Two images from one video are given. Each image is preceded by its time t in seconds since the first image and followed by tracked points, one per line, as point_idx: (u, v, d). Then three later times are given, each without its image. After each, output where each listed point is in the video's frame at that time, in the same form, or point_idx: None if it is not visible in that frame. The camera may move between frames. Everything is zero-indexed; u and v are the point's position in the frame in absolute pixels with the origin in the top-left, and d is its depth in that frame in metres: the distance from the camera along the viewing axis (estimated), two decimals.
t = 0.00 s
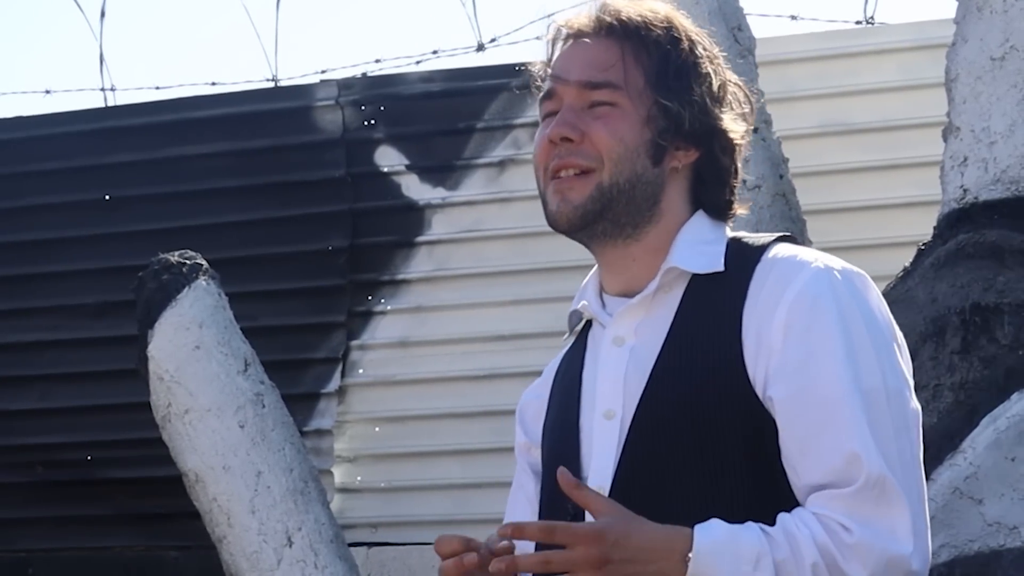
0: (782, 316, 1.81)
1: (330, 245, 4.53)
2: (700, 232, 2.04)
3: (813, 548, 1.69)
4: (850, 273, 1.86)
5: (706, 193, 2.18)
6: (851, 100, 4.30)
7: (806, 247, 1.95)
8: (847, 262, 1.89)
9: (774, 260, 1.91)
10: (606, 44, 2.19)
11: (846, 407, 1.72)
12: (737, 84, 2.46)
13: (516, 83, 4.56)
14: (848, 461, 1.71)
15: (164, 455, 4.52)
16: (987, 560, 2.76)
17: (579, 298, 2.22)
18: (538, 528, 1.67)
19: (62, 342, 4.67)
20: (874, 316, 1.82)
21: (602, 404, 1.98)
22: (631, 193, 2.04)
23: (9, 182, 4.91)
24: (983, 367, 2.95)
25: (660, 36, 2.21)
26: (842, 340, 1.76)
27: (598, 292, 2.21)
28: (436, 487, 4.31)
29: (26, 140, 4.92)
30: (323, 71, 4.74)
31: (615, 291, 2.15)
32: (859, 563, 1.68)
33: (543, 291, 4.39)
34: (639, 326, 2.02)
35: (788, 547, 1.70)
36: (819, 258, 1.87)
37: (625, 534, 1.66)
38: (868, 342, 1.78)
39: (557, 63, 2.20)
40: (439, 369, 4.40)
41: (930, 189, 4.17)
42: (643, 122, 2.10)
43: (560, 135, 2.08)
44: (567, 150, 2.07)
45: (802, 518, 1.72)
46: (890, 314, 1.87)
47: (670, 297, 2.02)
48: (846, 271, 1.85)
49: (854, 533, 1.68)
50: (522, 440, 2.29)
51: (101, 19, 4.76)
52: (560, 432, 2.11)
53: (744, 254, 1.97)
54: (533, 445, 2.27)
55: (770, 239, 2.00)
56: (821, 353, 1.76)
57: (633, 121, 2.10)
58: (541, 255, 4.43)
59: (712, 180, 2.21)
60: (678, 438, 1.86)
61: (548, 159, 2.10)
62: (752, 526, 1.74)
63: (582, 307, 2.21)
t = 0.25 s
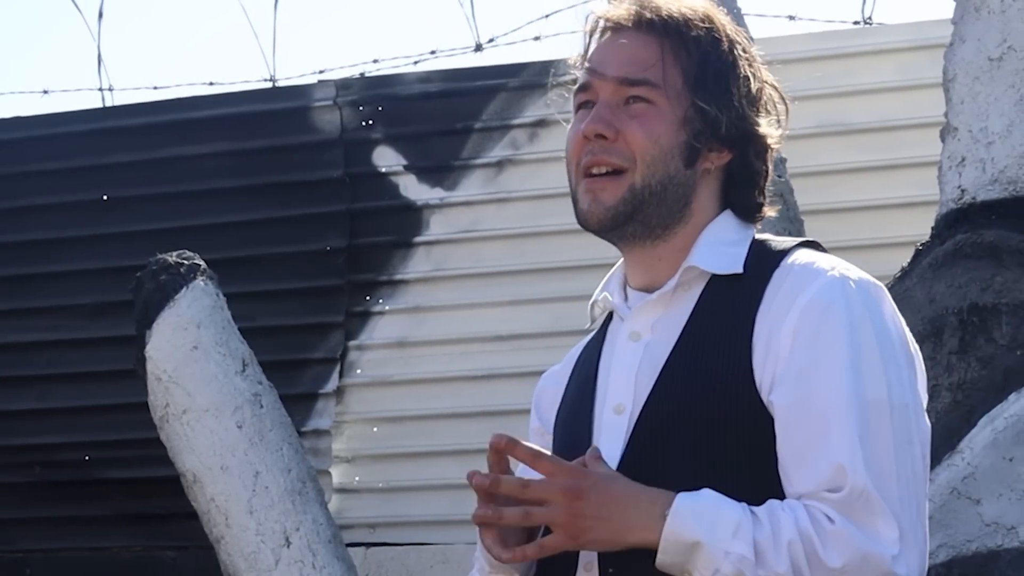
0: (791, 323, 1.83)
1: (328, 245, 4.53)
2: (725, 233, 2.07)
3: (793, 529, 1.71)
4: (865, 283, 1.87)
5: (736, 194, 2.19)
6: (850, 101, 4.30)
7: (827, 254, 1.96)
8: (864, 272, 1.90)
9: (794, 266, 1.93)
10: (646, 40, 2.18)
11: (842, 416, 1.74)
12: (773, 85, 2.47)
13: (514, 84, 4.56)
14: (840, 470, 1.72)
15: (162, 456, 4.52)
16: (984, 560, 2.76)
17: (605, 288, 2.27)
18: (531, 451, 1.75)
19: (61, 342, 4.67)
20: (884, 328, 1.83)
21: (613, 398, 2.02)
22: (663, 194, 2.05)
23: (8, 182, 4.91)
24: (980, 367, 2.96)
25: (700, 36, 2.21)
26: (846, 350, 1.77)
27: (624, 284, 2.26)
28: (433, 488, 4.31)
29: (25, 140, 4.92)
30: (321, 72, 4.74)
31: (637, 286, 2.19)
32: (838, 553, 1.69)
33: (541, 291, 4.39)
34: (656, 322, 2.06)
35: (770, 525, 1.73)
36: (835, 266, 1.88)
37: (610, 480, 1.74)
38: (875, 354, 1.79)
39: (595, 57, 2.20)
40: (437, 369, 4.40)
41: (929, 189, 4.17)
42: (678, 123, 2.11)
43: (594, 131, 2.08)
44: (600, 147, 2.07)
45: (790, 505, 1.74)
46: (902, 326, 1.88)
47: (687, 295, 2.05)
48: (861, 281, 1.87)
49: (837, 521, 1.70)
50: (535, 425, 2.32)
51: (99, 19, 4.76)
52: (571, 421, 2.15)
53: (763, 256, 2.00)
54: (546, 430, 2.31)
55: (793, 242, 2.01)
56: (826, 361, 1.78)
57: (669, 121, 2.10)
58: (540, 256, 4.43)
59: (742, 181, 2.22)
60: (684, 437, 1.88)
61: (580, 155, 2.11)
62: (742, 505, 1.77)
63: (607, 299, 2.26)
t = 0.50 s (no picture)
0: (793, 327, 1.84)
1: (326, 245, 4.53)
2: (737, 236, 2.08)
3: (794, 527, 1.71)
4: (870, 288, 1.87)
5: (753, 198, 2.19)
6: (849, 101, 4.29)
7: (836, 257, 1.97)
8: (869, 277, 1.90)
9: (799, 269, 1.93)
10: (667, 42, 2.18)
11: (841, 421, 1.74)
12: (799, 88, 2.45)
13: (512, 84, 4.56)
14: (839, 475, 1.73)
15: (160, 456, 4.52)
16: (983, 560, 2.77)
17: (619, 286, 2.29)
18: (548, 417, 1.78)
19: (59, 343, 4.66)
20: (886, 334, 1.83)
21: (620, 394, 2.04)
22: (678, 201, 2.06)
23: (6, 182, 4.91)
24: (979, 367, 2.96)
25: (722, 38, 2.21)
26: (848, 355, 1.77)
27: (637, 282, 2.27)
28: (431, 488, 4.31)
29: (24, 140, 4.92)
30: (318, 72, 4.74)
31: (645, 285, 2.20)
32: (838, 555, 1.70)
33: (539, 291, 4.39)
34: (664, 322, 2.08)
35: (771, 522, 1.73)
36: (839, 271, 1.88)
37: (617, 463, 1.77)
38: (876, 359, 1.79)
39: (616, 56, 2.19)
40: (435, 369, 4.40)
41: (927, 189, 4.17)
42: (698, 128, 2.11)
43: (614, 133, 2.07)
44: (617, 150, 2.07)
45: (792, 503, 1.75)
46: (903, 331, 1.88)
47: (697, 295, 2.07)
48: (865, 286, 1.87)
49: (837, 523, 1.70)
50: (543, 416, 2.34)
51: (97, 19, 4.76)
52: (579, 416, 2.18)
53: (771, 260, 2.01)
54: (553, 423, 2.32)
55: (802, 246, 2.02)
56: (826, 367, 1.78)
57: (687, 126, 2.10)
58: (538, 255, 4.43)
59: (762, 185, 2.21)
60: (684, 437, 1.89)
61: (598, 156, 2.10)
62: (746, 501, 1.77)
63: (621, 296, 2.28)
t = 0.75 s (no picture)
0: (800, 328, 1.84)
1: (324, 245, 4.53)
2: (744, 236, 2.08)
3: (791, 522, 1.71)
4: (878, 292, 1.87)
5: (760, 202, 2.19)
6: (847, 100, 4.29)
7: (844, 261, 1.96)
8: (878, 281, 1.90)
9: (805, 271, 1.93)
10: (681, 44, 2.17)
11: (844, 422, 1.74)
12: (811, 93, 2.45)
13: (511, 83, 4.56)
14: (839, 475, 1.73)
15: (158, 456, 4.52)
16: (980, 560, 2.77)
17: (625, 284, 2.28)
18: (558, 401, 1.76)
19: (57, 342, 4.66)
20: (892, 339, 1.84)
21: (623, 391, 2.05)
22: (687, 201, 2.05)
23: (4, 182, 4.90)
24: (977, 367, 2.96)
25: (737, 42, 2.20)
26: (853, 357, 1.78)
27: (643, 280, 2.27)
28: (430, 488, 4.31)
29: (21, 140, 4.91)
30: (317, 72, 4.74)
31: (653, 283, 2.20)
32: (833, 552, 1.70)
33: (538, 291, 4.39)
34: (669, 320, 2.08)
35: (768, 515, 1.74)
36: (847, 273, 1.88)
37: (620, 451, 1.77)
38: (882, 362, 1.80)
39: (628, 56, 2.18)
40: (434, 369, 4.40)
41: (924, 189, 4.17)
42: (711, 132, 2.10)
43: (625, 134, 2.05)
44: (629, 152, 2.05)
45: (789, 500, 1.75)
46: (911, 336, 1.89)
47: (702, 294, 2.07)
48: (873, 290, 1.87)
49: (833, 520, 1.71)
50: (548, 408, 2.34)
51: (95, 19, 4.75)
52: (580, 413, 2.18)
53: (778, 262, 2.01)
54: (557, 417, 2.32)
55: (809, 250, 2.02)
56: (832, 368, 1.78)
57: (699, 129, 2.09)
58: (536, 255, 4.42)
59: (768, 190, 2.21)
60: (686, 436, 1.89)
61: (607, 153, 2.09)
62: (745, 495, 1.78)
63: (626, 294, 2.27)
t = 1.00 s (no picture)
0: (807, 329, 1.84)
1: (324, 245, 4.53)
2: (752, 236, 2.09)
3: (798, 519, 1.71)
4: (885, 294, 1.88)
5: (767, 203, 2.19)
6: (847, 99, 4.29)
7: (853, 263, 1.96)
8: (885, 284, 1.91)
9: (813, 272, 1.94)
10: (691, 45, 2.15)
11: (850, 424, 1.74)
12: (821, 92, 2.44)
13: (510, 83, 4.56)
14: (844, 477, 1.73)
15: (157, 455, 4.52)
16: (981, 559, 2.77)
17: (632, 280, 2.28)
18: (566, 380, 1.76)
19: (56, 342, 4.66)
20: (898, 343, 1.84)
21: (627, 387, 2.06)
22: (695, 205, 2.05)
23: (3, 182, 4.90)
24: (977, 365, 2.97)
25: (747, 43, 2.19)
26: (860, 360, 1.78)
27: (650, 277, 2.27)
28: (429, 487, 4.31)
29: (20, 139, 4.91)
30: (316, 71, 4.73)
31: (659, 280, 2.20)
32: (838, 552, 1.71)
33: (537, 290, 4.39)
34: (675, 318, 2.08)
35: (775, 510, 1.73)
36: (856, 276, 1.89)
37: (630, 434, 1.77)
38: (888, 365, 1.80)
39: (637, 56, 2.16)
40: (434, 368, 4.40)
41: (924, 188, 4.17)
42: (717, 134, 2.09)
43: (632, 138, 2.05)
44: (635, 155, 2.06)
45: (796, 496, 1.75)
46: (917, 340, 1.89)
47: (710, 293, 2.07)
48: (881, 293, 1.87)
49: (840, 520, 1.71)
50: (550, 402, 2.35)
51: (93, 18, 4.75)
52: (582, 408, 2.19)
53: (786, 262, 2.01)
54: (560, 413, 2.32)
55: (819, 251, 2.03)
56: (838, 370, 1.79)
57: (708, 132, 2.09)
58: (536, 254, 4.42)
59: (776, 191, 2.21)
60: (690, 433, 1.89)
61: (615, 155, 2.09)
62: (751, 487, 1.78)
63: (633, 290, 2.27)
